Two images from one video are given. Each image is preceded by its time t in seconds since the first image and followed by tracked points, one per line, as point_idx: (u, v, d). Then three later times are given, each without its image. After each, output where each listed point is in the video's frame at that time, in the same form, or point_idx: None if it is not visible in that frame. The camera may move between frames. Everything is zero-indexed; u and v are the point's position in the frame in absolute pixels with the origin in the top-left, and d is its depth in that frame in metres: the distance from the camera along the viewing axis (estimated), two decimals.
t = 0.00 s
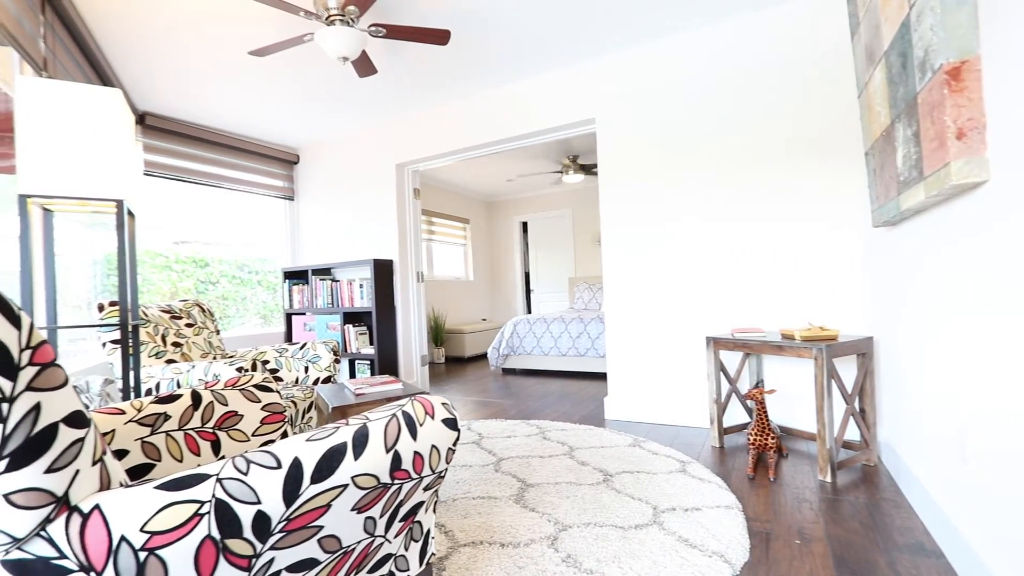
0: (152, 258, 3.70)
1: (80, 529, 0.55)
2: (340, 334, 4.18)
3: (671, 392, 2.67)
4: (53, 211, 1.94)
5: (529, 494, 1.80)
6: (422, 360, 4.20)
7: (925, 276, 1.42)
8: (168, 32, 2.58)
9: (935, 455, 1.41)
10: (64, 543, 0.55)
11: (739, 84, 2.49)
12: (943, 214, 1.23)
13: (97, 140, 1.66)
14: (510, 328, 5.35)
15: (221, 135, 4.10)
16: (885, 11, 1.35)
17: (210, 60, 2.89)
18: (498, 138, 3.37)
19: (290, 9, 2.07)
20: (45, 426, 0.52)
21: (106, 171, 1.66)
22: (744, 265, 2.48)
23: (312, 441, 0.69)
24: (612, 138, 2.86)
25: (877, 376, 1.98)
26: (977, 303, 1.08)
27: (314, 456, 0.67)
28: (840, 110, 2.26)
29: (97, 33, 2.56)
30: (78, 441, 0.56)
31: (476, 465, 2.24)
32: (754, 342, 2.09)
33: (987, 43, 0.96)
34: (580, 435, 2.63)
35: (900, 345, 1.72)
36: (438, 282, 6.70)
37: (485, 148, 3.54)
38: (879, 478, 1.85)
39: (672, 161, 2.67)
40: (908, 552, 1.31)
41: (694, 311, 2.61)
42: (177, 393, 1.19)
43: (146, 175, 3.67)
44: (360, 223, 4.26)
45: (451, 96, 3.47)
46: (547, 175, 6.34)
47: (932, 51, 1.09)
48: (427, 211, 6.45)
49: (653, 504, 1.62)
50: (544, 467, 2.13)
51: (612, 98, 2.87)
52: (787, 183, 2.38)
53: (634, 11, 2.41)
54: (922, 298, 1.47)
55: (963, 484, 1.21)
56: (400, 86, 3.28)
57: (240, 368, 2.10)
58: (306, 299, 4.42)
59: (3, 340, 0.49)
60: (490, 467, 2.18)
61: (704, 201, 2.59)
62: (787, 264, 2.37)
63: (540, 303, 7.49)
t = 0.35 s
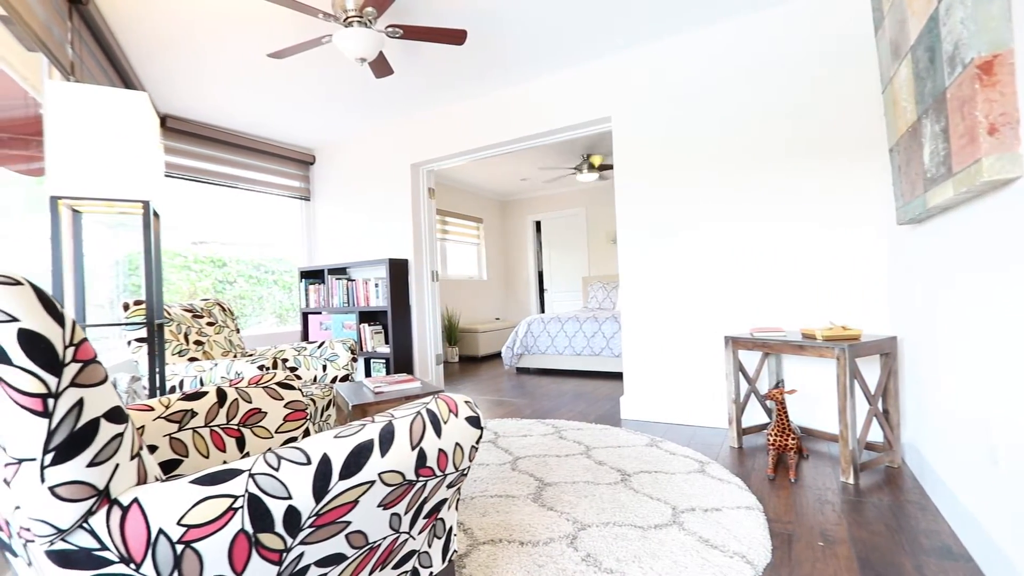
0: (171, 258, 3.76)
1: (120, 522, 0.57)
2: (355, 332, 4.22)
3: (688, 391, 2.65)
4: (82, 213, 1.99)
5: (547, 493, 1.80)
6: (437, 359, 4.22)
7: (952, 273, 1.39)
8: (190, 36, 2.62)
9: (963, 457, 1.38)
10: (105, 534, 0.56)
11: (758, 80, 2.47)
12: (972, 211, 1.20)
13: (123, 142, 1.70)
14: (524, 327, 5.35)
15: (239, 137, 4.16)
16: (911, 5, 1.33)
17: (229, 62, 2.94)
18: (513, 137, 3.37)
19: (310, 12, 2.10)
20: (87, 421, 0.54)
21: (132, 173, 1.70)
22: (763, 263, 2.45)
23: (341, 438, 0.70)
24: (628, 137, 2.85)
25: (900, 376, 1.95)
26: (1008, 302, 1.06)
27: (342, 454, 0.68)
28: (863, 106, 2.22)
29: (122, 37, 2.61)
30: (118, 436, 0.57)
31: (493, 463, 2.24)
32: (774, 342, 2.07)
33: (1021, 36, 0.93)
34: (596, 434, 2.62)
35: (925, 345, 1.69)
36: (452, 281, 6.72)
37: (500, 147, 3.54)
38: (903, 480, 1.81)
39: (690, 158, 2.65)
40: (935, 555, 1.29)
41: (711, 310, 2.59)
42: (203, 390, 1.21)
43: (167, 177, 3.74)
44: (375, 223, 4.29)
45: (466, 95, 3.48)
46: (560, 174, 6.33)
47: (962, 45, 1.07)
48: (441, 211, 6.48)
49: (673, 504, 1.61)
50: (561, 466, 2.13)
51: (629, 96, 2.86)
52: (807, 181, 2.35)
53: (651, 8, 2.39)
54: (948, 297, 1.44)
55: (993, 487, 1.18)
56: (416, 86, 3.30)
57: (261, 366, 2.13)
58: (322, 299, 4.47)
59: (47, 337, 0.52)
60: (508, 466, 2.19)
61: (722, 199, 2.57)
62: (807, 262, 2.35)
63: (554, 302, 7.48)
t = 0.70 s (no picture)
0: (187, 258, 3.81)
1: (153, 516, 0.58)
2: (368, 332, 4.25)
3: (703, 391, 2.64)
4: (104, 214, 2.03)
5: (562, 492, 1.80)
6: (449, 358, 4.23)
7: (975, 272, 1.37)
8: (206, 38, 2.65)
9: (987, 459, 1.36)
10: (138, 528, 0.58)
11: (774, 77, 2.45)
12: (997, 208, 1.18)
13: (146, 145, 1.73)
14: (535, 327, 5.35)
15: (254, 138, 4.21)
16: None
17: (245, 64, 2.97)
18: (526, 136, 3.37)
19: (325, 13, 2.12)
20: (121, 418, 0.55)
21: (154, 174, 1.73)
22: (779, 263, 2.43)
23: (364, 436, 0.71)
24: (642, 135, 2.83)
25: (921, 376, 1.92)
26: None
27: (365, 451, 0.69)
28: (882, 102, 2.19)
29: (140, 40, 2.65)
30: (149, 433, 0.58)
31: (507, 462, 2.25)
32: (791, 342, 2.05)
33: None
34: (610, 434, 2.62)
35: (946, 345, 1.67)
36: (462, 280, 6.74)
37: (513, 146, 3.55)
38: (923, 482, 1.79)
39: (705, 157, 2.63)
40: (958, 558, 1.27)
41: (726, 309, 2.57)
42: (224, 388, 1.23)
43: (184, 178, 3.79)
44: (388, 223, 4.32)
45: (478, 95, 3.49)
46: (571, 173, 6.32)
47: (988, 39, 1.05)
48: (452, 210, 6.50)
49: (689, 504, 1.60)
50: (575, 465, 2.13)
51: (643, 94, 2.84)
52: (824, 179, 2.32)
53: (666, 5, 2.37)
54: (971, 296, 1.41)
55: (1018, 489, 1.16)
56: (429, 86, 3.32)
57: (278, 365, 2.16)
58: (335, 298, 4.50)
59: (84, 336, 0.53)
60: (521, 465, 2.19)
61: (737, 197, 2.55)
62: (823, 262, 2.32)
63: (565, 301, 7.47)
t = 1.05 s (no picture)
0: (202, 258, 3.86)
1: (185, 510, 0.59)
2: (380, 331, 4.27)
3: (717, 391, 2.62)
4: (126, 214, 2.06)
5: (577, 491, 1.80)
6: (461, 357, 4.25)
7: (998, 271, 1.34)
8: (222, 40, 2.68)
9: (1011, 461, 1.34)
10: (170, 523, 0.59)
11: (790, 74, 2.42)
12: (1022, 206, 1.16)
13: (167, 147, 1.76)
14: (546, 326, 5.34)
15: (268, 139, 4.26)
16: None
17: (260, 65, 3.00)
18: (538, 135, 3.37)
19: (340, 15, 2.13)
20: (154, 414, 0.56)
21: (174, 176, 1.76)
22: (796, 261, 2.41)
23: (387, 433, 0.72)
24: (656, 133, 2.82)
25: (941, 376, 1.89)
26: None
27: (389, 449, 0.70)
28: (901, 98, 2.15)
29: (158, 43, 2.70)
30: (181, 429, 0.60)
31: (522, 460, 2.25)
32: (808, 342, 2.03)
33: None
34: (623, 433, 2.61)
35: (968, 344, 1.64)
36: (473, 280, 6.75)
37: (525, 146, 3.55)
38: (944, 483, 1.76)
39: (719, 155, 2.62)
40: (981, 561, 1.25)
41: (741, 309, 2.55)
42: (244, 386, 1.25)
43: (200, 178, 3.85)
44: (400, 222, 4.34)
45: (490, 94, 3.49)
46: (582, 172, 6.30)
47: (1014, 34, 1.04)
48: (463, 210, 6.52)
49: (706, 504, 1.60)
50: (590, 464, 2.13)
51: (656, 92, 2.83)
52: (842, 176, 2.30)
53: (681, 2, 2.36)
54: (993, 294, 1.39)
55: None
56: (441, 86, 3.33)
57: (294, 363, 2.18)
58: (348, 297, 4.54)
59: (119, 334, 0.54)
60: (536, 463, 2.20)
61: (752, 195, 2.53)
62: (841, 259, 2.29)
63: (575, 301, 7.46)
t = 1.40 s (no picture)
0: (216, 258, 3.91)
1: (214, 506, 0.60)
2: (392, 330, 4.30)
3: (732, 391, 2.60)
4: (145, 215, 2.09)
5: (592, 490, 1.80)
6: (472, 357, 4.26)
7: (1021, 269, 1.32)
8: (238, 42, 2.72)
9: None
10: (200, 518, 0.60)
11: (807, 70, 2.40)
12: None
13: (185, 148, 1.78)
14: (557, 326, 5.34)
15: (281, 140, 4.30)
16: None
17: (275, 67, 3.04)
18: (550, 134, 3.37)
19: (355, 15, 2.15)
20: (185, 411, 0.58)
21: (193, 176, 1.78)
22: (811, 260, 2.38)
23: (409, 431, 0.73)
24: (670, 131, 2.80)
25: (962, 376, 1.86)
26: None
27: (411, 446, 0.70)
28: (920, 94, 2.12)
29: (176, 46, 2.74)
30: (209, 426, 0.61)
31: (536, 460, 2.25)
32: (825, 341, 2.00)
33: None
34: (637, 433, 2.60)
35: (990, 344, 1.62)
36: (484, 279, 6.76)
37: (536, 145, 3.55)
38: (965, 485, 1.73)
39: (733, 153, 2.60)
40: (1004, 563, 1.23)
41: (755, 308, 2.53)
42: (264, 384, 1.27)
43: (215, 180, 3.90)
44: (411, 222, 4.36)
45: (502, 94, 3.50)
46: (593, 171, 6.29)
47: None
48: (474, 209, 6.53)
49: (722, 505, 1.59)
50: (604, 464, 2.12)
51: (670, 90, 2.81)
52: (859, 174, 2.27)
53: None
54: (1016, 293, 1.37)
55: None
56: (453, 86, 3.34)
57: (310, 362, 2.20)
58: (360, 297, 4.57)
59: (151, 332, 0.55)
60: (549, 463, 2.20)
61: (767, 194, 2.51)
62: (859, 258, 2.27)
63: (586, 300, 7.44)
